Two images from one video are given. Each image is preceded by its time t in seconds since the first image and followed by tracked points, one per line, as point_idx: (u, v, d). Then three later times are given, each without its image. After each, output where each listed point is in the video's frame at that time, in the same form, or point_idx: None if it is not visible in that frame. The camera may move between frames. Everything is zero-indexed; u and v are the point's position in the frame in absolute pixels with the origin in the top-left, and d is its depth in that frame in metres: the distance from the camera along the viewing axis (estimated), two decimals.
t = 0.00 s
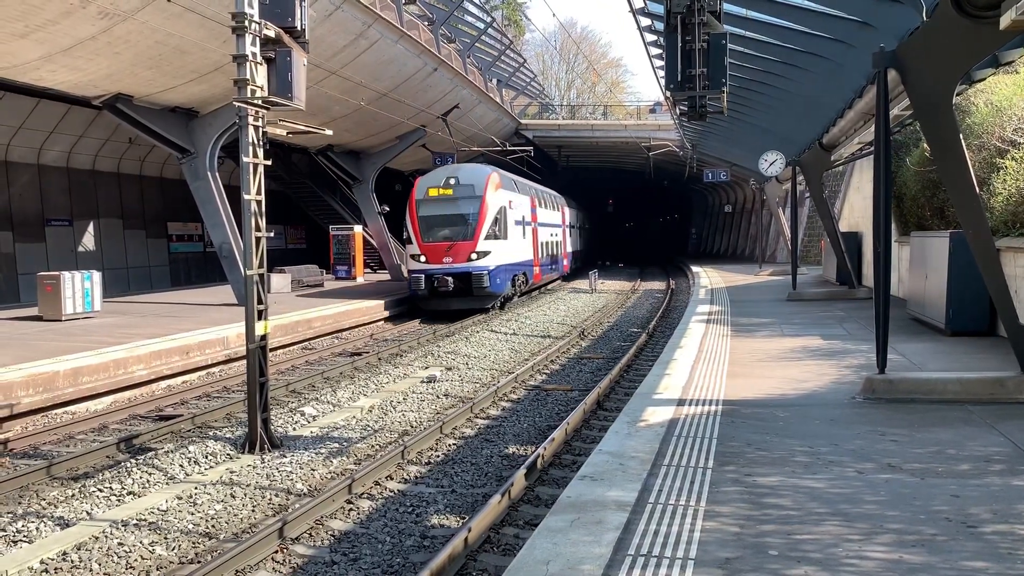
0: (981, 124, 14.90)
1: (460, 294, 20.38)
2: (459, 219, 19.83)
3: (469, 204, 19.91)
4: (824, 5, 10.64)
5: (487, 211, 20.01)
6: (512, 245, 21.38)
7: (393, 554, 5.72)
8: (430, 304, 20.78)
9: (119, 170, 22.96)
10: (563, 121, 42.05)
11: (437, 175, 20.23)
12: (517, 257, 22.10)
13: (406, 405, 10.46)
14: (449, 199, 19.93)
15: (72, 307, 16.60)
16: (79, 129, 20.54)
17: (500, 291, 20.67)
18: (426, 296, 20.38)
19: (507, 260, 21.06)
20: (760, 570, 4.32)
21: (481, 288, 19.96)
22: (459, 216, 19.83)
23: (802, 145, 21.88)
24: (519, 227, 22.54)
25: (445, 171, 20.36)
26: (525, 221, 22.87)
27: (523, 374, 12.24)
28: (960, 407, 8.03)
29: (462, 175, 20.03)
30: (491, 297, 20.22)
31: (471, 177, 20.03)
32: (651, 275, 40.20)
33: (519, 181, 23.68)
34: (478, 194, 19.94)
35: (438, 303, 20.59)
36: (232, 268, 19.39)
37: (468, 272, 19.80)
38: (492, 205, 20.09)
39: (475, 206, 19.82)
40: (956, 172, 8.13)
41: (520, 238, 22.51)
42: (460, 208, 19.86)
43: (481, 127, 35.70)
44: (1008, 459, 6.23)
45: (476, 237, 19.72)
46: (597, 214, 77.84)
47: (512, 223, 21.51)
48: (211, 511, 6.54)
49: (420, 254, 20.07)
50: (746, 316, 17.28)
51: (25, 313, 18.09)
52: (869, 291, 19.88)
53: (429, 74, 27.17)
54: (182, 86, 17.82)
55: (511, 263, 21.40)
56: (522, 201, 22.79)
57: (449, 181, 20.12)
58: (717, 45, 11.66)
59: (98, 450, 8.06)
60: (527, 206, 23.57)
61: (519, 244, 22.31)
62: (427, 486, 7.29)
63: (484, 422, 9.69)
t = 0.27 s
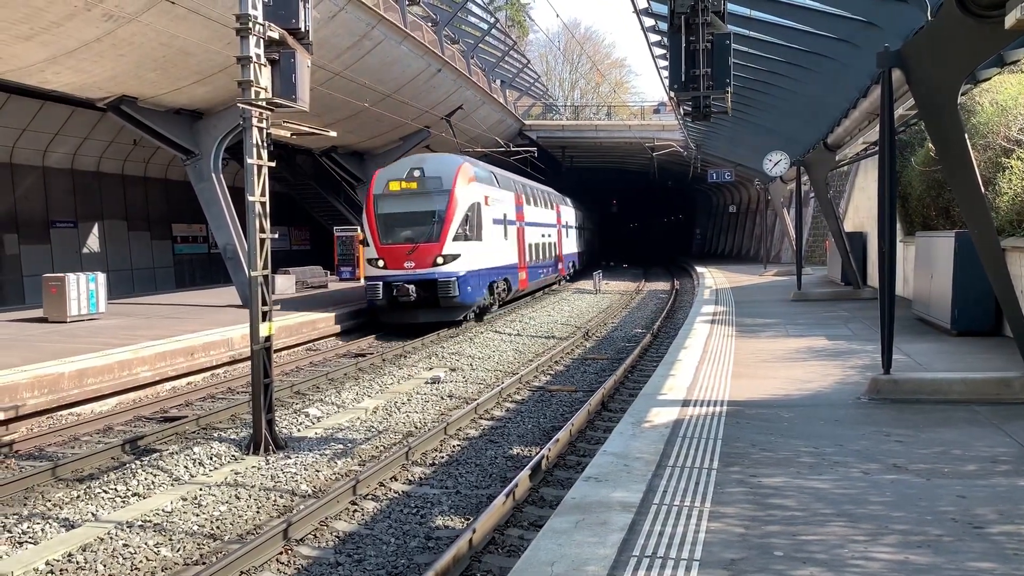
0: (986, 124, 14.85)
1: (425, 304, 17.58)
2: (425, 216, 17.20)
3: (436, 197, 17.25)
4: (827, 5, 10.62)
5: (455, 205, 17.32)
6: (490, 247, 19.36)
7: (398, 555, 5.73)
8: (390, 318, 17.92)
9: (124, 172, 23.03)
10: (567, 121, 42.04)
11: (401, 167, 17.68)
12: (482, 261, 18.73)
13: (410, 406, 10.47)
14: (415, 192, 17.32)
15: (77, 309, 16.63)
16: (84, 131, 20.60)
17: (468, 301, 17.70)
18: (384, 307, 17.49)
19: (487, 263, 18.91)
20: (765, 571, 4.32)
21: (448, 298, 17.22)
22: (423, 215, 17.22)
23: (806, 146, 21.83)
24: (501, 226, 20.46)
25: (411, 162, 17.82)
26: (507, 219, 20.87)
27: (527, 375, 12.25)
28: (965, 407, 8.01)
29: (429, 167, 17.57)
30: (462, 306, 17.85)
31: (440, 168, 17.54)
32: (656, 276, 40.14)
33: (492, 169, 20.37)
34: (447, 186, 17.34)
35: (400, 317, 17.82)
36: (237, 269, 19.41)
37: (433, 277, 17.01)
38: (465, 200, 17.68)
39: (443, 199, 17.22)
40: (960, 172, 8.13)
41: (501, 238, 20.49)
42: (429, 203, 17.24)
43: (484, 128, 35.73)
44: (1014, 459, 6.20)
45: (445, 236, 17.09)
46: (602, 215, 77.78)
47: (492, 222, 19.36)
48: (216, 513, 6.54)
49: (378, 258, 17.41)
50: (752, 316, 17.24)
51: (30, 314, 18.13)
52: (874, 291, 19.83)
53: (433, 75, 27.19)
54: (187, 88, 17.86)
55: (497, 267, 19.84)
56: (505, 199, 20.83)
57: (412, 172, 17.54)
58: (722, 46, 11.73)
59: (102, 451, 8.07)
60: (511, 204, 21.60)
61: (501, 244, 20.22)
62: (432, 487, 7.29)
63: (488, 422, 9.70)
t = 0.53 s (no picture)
0: (990, 123, 14.81)
1: (372, 319, 14.64)
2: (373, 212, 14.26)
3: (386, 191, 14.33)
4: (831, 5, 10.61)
5: (408, 200, 14.37)
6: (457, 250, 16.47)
7: (402, 556, 5.73)
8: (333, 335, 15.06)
9: (128, 173, 23.08)
10: (570, 121, 42.04)
11: (349, 156, 14.92)
12: (447, 267, 15.90)
13: (414, 406, 10.48)
14: (361, 185, 14.49)
15: (81, 309, 16.67)
16: (88, 132, 20.67)
17: (428, 316, 14.94)
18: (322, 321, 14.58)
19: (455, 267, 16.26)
20: (769, 572, 4.31)
21: (399, 312, 14.34)
22: (369, 211, 14.31)
23: (810, 145, 21.79)
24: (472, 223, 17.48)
25: (359, 149, 14.96)
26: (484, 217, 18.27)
27: (531, 375, 12.26)
28: (970, 407, 7.99)
29: (378, 156, 14.73)
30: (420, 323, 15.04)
31: (391, 157, 14.73)
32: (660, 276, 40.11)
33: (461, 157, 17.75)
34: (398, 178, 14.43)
35: (340, 334, 14.80)
36: (241, 270, 19.44)
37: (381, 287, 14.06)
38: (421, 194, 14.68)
39: (394, 193, 14.28)
40: (964, 172, 8.12)
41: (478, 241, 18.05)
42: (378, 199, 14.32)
43: (487, 128, 35.74)
44: (1019, 460, 6.19)
45: (394, 238, 14.10)
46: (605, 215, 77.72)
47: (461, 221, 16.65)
48: (219, 513, 6.55)
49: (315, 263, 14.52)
50: (756, 316, 17.22)
51: (35, 315, 18.18)
52: (878, 291, 19.79)
53: (436, 76, 27.21)
54: (190, 89, 17.90)
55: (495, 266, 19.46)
56: (481, 195, 18.22)
57: (360, 161, 14.71)
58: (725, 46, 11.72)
59: (107, 452, 8.08)
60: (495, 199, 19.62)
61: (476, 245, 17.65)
62: (435, 488, 7.29)
63: (492, 423, 9.70)
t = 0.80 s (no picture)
0: (993, 122, 14.78)
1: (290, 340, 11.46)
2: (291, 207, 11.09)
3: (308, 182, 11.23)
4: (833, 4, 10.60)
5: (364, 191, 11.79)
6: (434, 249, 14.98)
7: (403, 555, 5.73)
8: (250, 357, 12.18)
9: (130, 173, 23.12)
10: (572, 121, 42.06)
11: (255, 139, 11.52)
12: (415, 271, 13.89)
13: (416, 406, 10.47)
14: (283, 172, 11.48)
15: (83, 309, 16.71)
16: (90, 132, 20.71)
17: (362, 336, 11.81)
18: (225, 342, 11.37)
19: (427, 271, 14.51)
20: (771, 571, 4.31)
21: (318, 332, 11.19)
22: (282, 204, 11.13)
23: (813, 144, 21.76)
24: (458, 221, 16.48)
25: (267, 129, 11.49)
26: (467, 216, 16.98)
27: (533, 375, 12.26)
28: (973, 407, 7.98)
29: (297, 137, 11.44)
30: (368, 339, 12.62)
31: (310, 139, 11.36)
32: (663, 275, 40.08)
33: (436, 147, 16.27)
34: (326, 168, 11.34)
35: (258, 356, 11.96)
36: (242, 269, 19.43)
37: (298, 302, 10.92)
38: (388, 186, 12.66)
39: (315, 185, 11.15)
40: (967, 171, 8.10)
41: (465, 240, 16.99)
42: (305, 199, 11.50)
43: (489, 127, 35.75)
44: (1022, 459, 6.17)
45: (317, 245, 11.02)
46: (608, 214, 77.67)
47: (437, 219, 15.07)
48: (222, 512, 6.56)
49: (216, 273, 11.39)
50: (758, 315, 17.19)
51: (38, 315, 18.21)
52: (881, 290, 19.77)
53: (438, 75, 27.21)
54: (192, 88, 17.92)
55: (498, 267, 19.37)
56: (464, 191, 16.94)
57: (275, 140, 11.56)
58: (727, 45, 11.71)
59: (109, 452, 8.08)
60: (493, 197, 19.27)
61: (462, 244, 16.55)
62: (437, 487, 7.29)
63: (494, 422, 9.69)
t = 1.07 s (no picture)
0: (994, 120, 14.77)
1: (146, 372, 8.99)
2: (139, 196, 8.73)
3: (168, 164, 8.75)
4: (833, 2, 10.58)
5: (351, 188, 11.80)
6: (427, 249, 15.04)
7: (404, 553, 5.73)
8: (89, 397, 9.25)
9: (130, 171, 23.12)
10: (573, 119, 42.06)
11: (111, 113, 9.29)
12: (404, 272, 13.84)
13: (416, 404, 10.47)
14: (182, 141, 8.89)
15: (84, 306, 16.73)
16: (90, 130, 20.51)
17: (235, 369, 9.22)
18: (62, 375, 8.87)
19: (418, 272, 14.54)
20: (771, 569, 4.31)
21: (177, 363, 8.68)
22: (137, 195, 8.75)
23: (813, 142, 21.73)
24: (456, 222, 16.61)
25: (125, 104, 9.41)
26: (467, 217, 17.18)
27: (534, 373, 12.26)
28: (973, 405, 7.98)
29: (160, 109, 9.06)
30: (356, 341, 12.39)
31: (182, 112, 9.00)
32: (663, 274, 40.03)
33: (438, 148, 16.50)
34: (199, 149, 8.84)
35: (98, 396, 9.16)
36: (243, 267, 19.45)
37: (145, 322, 8.50)
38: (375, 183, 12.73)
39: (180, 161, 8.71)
40: (968, 168, 8.10)
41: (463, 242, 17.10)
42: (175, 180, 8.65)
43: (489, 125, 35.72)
44: (1022, 458, 6.17)
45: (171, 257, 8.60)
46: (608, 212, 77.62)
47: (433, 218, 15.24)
48: (222, 511, 6.56)
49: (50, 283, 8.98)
50: (758, 314, 17.18)
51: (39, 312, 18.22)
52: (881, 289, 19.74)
53: (438, 73, 27.20)
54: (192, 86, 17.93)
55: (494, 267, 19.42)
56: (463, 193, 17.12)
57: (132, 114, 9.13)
58: (728, 44, 11.68)
59: (109, 450, 8.07)
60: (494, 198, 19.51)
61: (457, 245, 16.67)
62: (438, 485, 7.30)
63: (495, 421, 9.69)
